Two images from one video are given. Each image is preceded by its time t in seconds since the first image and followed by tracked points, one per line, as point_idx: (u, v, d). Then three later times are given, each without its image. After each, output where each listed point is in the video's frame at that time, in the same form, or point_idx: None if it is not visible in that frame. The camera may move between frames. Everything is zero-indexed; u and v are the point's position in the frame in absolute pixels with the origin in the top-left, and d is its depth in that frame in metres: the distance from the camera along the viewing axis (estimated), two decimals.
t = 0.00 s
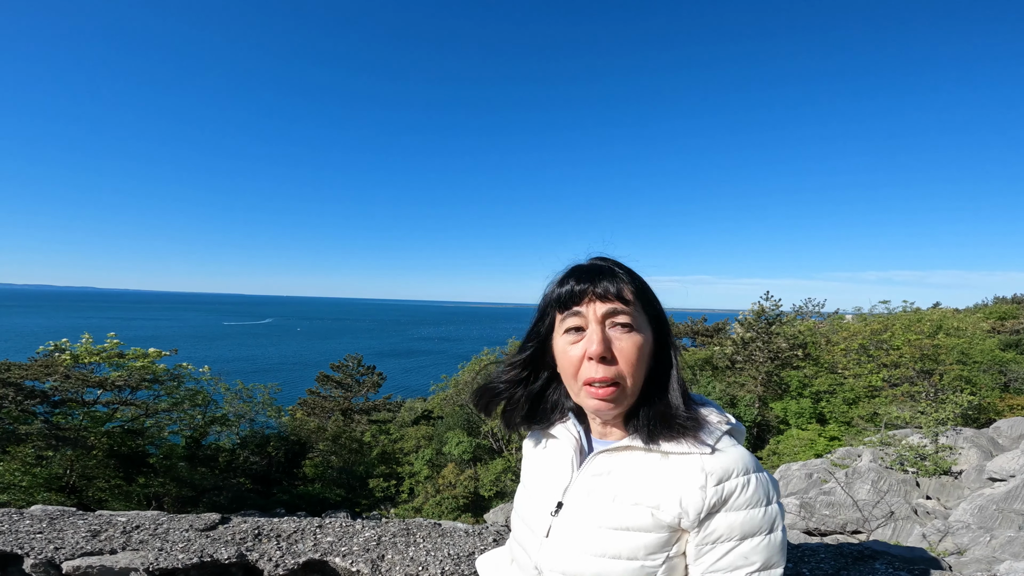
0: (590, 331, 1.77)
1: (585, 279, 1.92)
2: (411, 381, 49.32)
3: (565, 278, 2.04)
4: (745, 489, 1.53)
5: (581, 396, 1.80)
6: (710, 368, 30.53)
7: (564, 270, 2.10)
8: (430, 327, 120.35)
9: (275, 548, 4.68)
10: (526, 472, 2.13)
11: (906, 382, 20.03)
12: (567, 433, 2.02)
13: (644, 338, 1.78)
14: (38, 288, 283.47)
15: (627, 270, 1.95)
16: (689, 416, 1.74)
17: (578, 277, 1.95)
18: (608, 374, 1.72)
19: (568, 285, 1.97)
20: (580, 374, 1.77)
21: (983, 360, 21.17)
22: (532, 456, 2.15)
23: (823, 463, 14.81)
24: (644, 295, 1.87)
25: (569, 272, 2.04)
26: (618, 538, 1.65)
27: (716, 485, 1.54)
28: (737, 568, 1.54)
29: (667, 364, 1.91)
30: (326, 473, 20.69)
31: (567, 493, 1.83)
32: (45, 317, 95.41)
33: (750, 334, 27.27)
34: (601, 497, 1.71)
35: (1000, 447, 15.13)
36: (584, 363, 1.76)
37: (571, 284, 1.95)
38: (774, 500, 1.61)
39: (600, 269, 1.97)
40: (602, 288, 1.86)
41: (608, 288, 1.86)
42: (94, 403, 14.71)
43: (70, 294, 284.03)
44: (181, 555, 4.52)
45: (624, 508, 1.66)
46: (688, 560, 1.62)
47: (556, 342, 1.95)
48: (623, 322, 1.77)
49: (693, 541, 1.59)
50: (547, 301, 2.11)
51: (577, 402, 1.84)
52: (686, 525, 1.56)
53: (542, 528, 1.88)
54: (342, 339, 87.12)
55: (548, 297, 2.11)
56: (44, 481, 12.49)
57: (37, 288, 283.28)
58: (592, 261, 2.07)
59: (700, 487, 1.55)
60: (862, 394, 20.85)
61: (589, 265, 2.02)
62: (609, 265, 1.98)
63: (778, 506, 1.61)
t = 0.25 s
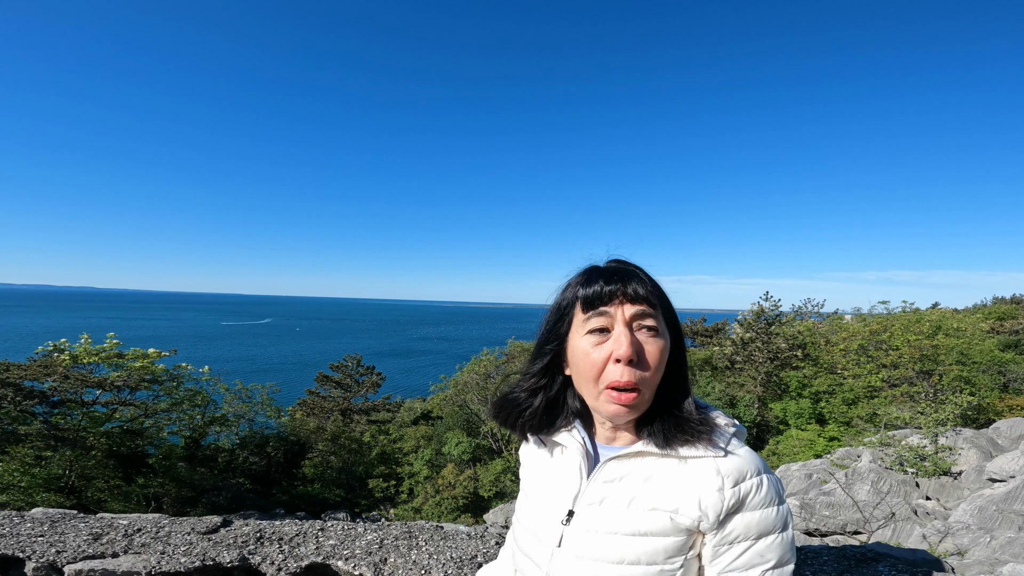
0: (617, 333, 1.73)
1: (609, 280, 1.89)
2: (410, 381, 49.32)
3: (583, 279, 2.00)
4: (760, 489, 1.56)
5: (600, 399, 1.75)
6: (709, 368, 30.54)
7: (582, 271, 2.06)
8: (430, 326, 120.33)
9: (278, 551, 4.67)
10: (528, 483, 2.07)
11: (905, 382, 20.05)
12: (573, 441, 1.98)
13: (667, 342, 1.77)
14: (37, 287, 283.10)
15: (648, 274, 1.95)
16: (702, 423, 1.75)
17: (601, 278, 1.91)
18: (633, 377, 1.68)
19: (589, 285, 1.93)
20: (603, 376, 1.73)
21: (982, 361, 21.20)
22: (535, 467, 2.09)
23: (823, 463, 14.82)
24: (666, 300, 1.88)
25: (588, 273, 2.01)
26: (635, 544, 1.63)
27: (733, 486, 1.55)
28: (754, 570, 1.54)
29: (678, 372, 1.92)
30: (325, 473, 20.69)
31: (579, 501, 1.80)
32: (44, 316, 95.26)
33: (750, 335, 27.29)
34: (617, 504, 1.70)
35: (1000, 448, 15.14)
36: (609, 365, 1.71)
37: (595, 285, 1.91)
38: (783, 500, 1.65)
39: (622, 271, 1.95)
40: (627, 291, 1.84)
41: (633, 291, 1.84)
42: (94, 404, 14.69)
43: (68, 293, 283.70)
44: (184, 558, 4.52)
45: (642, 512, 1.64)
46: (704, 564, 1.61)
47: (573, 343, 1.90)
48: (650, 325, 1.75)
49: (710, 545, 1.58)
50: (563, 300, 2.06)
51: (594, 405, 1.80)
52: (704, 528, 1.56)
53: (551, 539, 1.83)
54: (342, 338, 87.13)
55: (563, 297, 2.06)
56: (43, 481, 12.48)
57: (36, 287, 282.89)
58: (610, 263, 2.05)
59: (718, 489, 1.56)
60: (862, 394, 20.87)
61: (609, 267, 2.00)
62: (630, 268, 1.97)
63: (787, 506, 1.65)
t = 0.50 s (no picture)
0: (630, 332, 1.67)
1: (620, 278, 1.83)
2: (409, 381, 49.33)
3: (589, 274, 1.93)
4: (767, 488, 1.58)
5: (606, 401, 1.68)
6: (708, 369, 30.56)
7: (586, 265, 1.99)
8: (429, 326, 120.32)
9: (273, 554, 4.64)
10: (521, 499, 1.95)
11: (903, 382, 20.08)
12: (568, 450, 1.89)
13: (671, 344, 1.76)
14: (35, 287, 282.45)
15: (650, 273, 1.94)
16: (709, 428, 1.75)
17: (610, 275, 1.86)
18: (645, 380, 1.63)
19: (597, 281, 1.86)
20: (611, 376, 1.66)
21: (980, 361, 21.24)
22: (527, 481, 1.97)
23: (821, 463, 14.82)
24: (668, 302, 1.87)
25: (593, 269, 1.94)
26: (650, 554, 1.58)
27: (744, 487, 1.55)
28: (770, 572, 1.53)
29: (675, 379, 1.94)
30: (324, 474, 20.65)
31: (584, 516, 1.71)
32: (42, 316, 95.05)
33: (748, 335, 27.33)
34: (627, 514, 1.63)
35: (999, 449, 15.15)
36: (620, 367, 1.65)
37: (606, 280, 1.84)
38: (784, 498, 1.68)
39: (626, 268, 1.91)
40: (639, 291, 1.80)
41: (644, 289, 1.82)
42: (92, 404, 14.65)
43: (67, 293, 283.14)
44: (178, 561, 4.48)
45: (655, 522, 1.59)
46: (717, 566, 1.59)
47: (575, 341, 1.83)
48: (657, 327, 1.73)
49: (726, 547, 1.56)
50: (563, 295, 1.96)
51: (597, 407, 1.72)
52: (719, 531, 1.54)
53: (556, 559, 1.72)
54: (340, 339, 87.05)
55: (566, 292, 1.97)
56: (40, 482, 12.42)
57: (34, 287, 282.31)
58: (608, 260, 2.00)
59: (730, 490, 1.55)
60: (860, 394, 20.89)
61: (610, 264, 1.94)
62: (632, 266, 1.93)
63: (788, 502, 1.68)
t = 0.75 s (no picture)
0: (628, 335, 1.64)
1: (615, 275, 1.79)
2: (408, 381, 49.28)
3: (582, 272, 1.88)
4: (779, 492, 1.58)
5: (604, 408, 1.65)
6: (706, 369, 30.55)
7: (579, 262, 1.94)
8: (427, 326, 120.23)
9: (268, 554, 4.61)
10: (520, 511, 1.91)
11: (902, 382, 20.08)
12: (568, 458, 1.86)
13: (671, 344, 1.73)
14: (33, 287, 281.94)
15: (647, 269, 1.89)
16: (715, 432, 1.74)
17: (605, 272, 1.81)
18: (645, 385, 1.60)
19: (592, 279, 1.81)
20: (609, 382, 1.63)
21: (978, 361, 21.26)
22: (527, 492, 1.92)
23: (820, 463, 14.79)
24: (667, 298, 1.83)
25: (586, 265, 1.89)
26: (661, 566, 1.56)
27: (756, 492, 1.55)
28: None
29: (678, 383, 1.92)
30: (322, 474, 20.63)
31: (590, 527, 1.67)
32: (41, 316, 94.86)
33: (747, 335, 27.34)
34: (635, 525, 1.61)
35: (997, 449, 15.15)
36: (618, 372, 1.62)
37: (601, 279, 1.79)
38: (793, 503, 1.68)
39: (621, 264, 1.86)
40: (635, 288, 1.76)
41: (641, 284, 1.78)
42: (89, 404, 14.59)
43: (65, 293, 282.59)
44: (172, 561, 4.44)
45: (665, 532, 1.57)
46: (727, 574, 1.58)
47: (570, 345, 1.80)
48: (656, 327, 1.69)
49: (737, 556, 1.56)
50: (556, 296, 1.92)
51: (596, 414, 1.70)
52: (732, 540, 1.53)
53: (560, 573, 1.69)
54: (339, 339, 86.95)
55: (559, 291, 1.91)
56: (38, 482, 12.36)
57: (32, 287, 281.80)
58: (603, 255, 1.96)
59: (742, 496, 1.54)
60: (858, 394, 20.87)
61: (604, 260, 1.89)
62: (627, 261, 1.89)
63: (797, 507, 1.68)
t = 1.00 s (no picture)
0: (638, 331, 1.52)
1: (628, 266, 1.66)
2: (404, 381, 49.23)
3: (592, 260, 1.75)
4: (786, 503, 1.57)
5: (604, 410, 1.55)
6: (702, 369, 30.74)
7: (589, 249, 1.81)
8: (424, 327, 120.13)
9: (257, 555, 4.58)
10: (510, 522, 1.86)
11: (897, 382, 20.16)
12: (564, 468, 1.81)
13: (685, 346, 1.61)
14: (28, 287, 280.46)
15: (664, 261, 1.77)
16: (720, 443, 1.72)
17: (617, 262, 1.68)
18: (652, 388, 1.49)
19: (603, 268, 1.68)
20: (612, 382, 1.52)
21: (973, 361, 21.37)
22: (517, 503, 1.87)
23: (815, 463, 14.82)
24: (684, 294, 1.71)
25: (597, 253, 1.76)
26: None
27: (764, 503, 1.54)
28: None
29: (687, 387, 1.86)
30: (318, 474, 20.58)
31: (586, 540, 1.64)
32: (35, 316, 94.38)
33: (743, 335, 27.43)
34: (634, 538, 1.58)
35: (992, 449, 15.21)
36: (623, 372, 1.50)
37: (613, 269, 1.66)
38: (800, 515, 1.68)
39: (635, 253, 1.73)
40: (650, 281, 1.64)
41: (655, 279, 1.65)
42: (83, 405, 14.50)
43: (59, 293, 280.90)
44: (159, 561, 4.42)
45: (666, 546, 1.55)
46: None
47: (572, 339, 1.67)
48: (671, 325, 1.58)
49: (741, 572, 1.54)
50: (561, 284, 1.78)
51: (594, 416, 1.59)
52: (738, 554, 1.51)
53: None
54: (335, 339, 86.75)
55: (565, 280, 1.78)
56: (31, 483, 12.26)
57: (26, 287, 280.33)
58: (615, 242, 1.83)
59: (751, 509, 1.52)
60: (854, 394, 20.94)
61: (616, 249, 1.76)
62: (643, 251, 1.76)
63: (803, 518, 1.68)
